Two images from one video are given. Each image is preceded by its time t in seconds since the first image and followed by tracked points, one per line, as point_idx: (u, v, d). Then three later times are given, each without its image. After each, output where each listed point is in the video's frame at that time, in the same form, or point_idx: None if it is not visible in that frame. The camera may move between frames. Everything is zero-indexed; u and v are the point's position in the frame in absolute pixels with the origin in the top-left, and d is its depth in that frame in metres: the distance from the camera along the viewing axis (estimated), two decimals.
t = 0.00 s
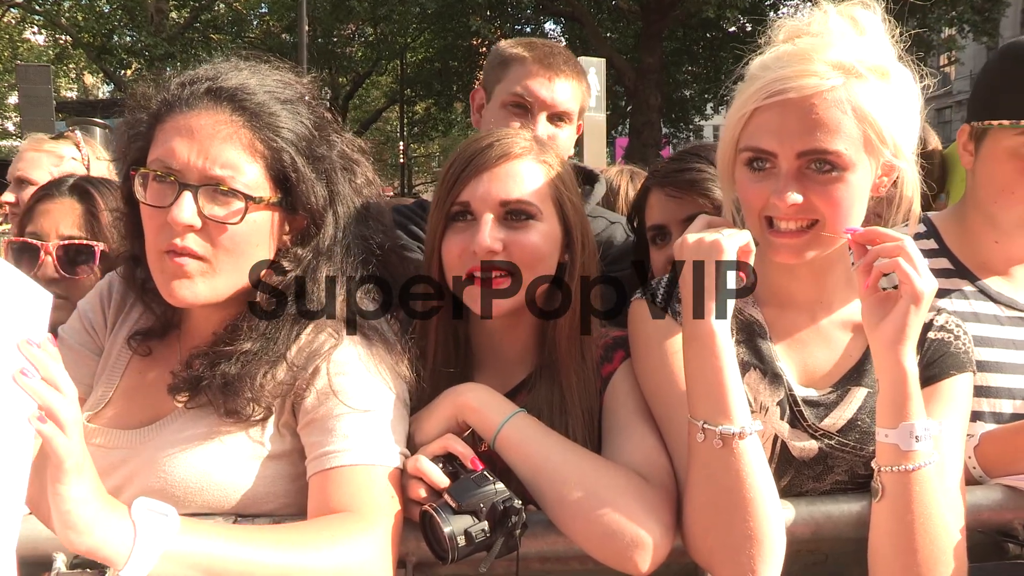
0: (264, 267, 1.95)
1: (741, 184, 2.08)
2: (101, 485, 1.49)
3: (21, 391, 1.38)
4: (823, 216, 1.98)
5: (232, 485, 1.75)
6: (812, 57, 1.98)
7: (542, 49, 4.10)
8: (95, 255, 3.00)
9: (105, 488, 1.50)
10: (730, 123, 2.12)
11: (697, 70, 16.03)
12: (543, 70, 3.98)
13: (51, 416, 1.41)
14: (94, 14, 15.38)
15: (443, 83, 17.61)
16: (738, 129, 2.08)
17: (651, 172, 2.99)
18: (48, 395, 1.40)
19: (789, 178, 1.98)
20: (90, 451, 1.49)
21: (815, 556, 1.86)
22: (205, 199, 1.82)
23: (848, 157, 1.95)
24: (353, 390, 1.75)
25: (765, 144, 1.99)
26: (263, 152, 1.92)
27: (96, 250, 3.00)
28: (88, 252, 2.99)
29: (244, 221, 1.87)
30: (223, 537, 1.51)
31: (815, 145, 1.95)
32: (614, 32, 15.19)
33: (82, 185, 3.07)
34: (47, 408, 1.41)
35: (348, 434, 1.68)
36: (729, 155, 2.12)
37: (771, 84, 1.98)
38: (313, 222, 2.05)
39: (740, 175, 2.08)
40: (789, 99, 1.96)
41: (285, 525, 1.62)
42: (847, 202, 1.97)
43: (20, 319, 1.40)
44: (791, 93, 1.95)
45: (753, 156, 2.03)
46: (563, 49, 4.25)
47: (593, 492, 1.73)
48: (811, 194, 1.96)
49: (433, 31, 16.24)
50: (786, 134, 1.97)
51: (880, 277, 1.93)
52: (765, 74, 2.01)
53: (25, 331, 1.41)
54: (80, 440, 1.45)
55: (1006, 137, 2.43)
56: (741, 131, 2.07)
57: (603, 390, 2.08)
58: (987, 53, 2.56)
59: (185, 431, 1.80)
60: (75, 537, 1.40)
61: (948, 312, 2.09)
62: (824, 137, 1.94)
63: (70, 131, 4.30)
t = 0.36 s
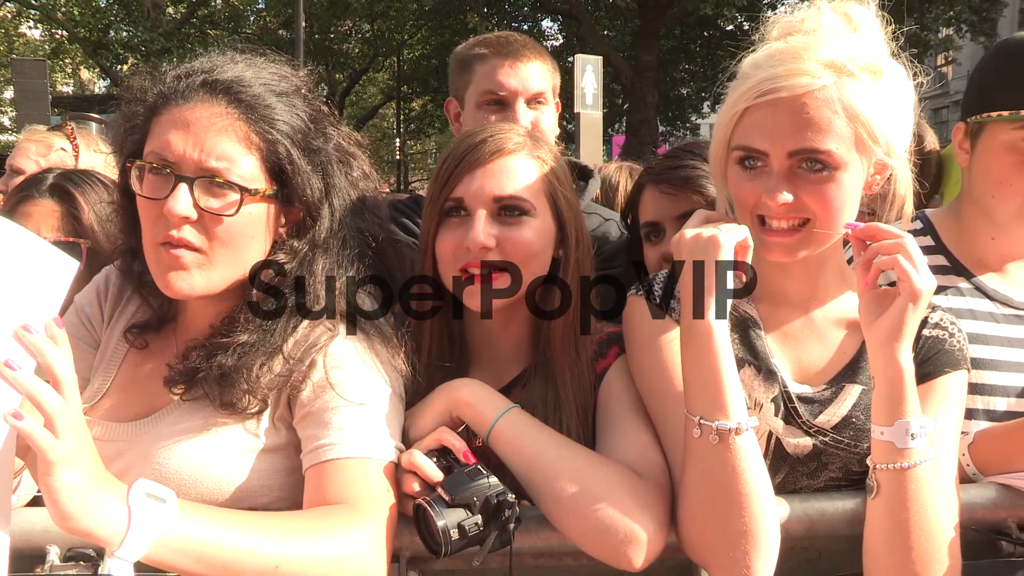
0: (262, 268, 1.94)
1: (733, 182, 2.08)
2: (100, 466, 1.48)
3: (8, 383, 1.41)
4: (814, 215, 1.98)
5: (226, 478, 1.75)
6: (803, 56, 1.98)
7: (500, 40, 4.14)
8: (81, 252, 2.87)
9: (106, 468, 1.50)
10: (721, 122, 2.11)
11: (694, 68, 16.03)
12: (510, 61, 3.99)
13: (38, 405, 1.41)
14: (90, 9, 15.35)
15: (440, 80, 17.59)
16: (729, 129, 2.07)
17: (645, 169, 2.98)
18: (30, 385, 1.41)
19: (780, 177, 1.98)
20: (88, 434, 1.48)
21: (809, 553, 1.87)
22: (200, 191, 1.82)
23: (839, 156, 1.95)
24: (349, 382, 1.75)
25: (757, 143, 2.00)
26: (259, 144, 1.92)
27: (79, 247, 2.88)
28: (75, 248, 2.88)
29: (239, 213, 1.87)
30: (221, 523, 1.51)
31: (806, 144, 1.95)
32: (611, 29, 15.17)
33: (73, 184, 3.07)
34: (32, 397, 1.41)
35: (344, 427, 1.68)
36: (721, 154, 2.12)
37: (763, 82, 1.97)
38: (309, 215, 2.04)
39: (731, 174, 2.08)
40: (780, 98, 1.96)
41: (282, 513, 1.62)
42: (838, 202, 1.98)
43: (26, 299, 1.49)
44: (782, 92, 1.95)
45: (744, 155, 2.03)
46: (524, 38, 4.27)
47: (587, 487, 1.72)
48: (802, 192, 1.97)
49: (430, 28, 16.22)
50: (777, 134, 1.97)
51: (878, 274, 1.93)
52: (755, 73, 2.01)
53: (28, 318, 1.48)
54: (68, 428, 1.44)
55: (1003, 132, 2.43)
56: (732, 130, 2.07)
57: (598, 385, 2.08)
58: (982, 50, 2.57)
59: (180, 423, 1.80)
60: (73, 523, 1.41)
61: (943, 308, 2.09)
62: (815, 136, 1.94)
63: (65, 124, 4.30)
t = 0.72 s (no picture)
0: (263, 269, 1.93)
1: (737, 181, 2.08)
2: (102, 462, 1.47)
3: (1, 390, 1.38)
4: (818, 215, 1.98)
5: (233, 473, 1.75)
6: (808, 56, 1.97)
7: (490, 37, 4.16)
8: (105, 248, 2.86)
9: (109, 464, 1.48)
10: (726, 121, 2.11)
11: (698, 66, 16.01)
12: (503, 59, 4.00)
13: (33, 412, 1.40)
14: (94, 6, 15.35)
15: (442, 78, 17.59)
16: (733, 127, 2.08)
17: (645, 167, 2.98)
18: (20, 390, 1.39)
19: (784, 177, 1.97)
20: (87, 432, 1.46)
21: (813, 551, 1.87)
22: (207, 187, 1.83)
23: (844, 156, 1.95)
24: (356, 379, 1.75)
25: (761, 142, 2.00)
26: (265, 140, 1.92)
27: (106, 243, 2.86)
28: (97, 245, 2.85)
29: (246, 208, 1.87)
30: (226, 521, 1.51)
31: (811, 144, 1.94)
32: (614, 27, 15.14)
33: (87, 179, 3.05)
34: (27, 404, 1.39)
35: (350, 423, 1.68)
36: (725, 153, 2.12)
37: (768, 82, 1.97)
38: (315, 211, 2.05)
39: (736, 173, 2.08)
40: (785, 98, 1.96)
41: (287, 509, 1.62)
42: (842, 202, 1.97)
43: (16, 301, 1.44)
44: (787, 91, 1.95)
45: (748, 154, 2.04)
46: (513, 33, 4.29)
47: (593, 484, 1.73)
48: (806, 191, 1.96)
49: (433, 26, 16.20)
50: (782, 133, 1.97)
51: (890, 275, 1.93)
52: (761, 72, 2.01)
53: (22, 322, 1.44)
54: (63, 431, 1.41)
55: (1009, 130, 2.42)
56: (737, 129, 2.07)
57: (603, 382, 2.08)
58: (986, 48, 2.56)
59: (186, 418, 1.80)
60: (78, 523, 1.40)
61: (948, 307, 2.09)
62: (820, 136, 1.94)
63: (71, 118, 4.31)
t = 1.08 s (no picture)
0: (263, 268, 1.94)
1: (736, 182, 2.09)
2: (104, 462, 1.47)
3: None
4: (816, 217, 1.99)
5: (235, 471, 1.76)
6: (807, 58, 1.97)
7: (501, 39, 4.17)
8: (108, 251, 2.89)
9: (110, 464, 1.48)
10: (725, 123, 2.12)
11: (699, 67, 15.98)
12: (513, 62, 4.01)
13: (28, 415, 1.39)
14: (97, 4, 15.36)
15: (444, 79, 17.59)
16: (733, 129, 2.08)
17: (654, 167, 2.98)
18: (17, 393, 1.39)
19: (782, 179, 1.98)
20: (87, 432, 1.46)
21: (813, 551, 1.87)
22: (209, 185, 1.83)
23: (842, 159, 1.95)
24: (358, 377, 1.76)
25: (759, 144, 2.00)
26: (266, 139, 1.93)
27: (109, 248, 2.89)
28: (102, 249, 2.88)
29: (247, 206, 1.87)
30: (228, 520, 1.52)
31: (809, 146, 1.95)
32: (616, 27, 15.11)
33: (91, 183, 3.05)
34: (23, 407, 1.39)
35: (352, 422, 1.69)
36: (725, 154, 2.12)
37: (766, 84, 1.98)
38: (317, 209, 2.05)
39: (735, 174, 2.09)
40: (784, 100, 1.97)
41: (288, 508, 1.63)
42: (841, 204, 1.98)
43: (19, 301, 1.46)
44: (786, 94, 1.95)
45: (747, 156, 2.04)
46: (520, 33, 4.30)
47: (594, 484, 1.73)
48: (804, 194, 1.97)
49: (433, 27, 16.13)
50: (779, 135, 1.97)
51: (894, 277, 1.94)
52: (760, 74, 2.01)
53: (21, 322, 1.45)
54: (61, 432, 1.41)
55: (1010, 132, 2.42)
56: (736, 130, 2.07)
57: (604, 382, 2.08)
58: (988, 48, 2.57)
59: (187, 416, 1.81)
60: (80, 524, 1.41)
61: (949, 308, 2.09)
62: (818, 139, 1.94)
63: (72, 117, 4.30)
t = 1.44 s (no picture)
0: (265, 268, 1.94)
1: (736, 182, 2.09)
2: (105, 463, 1.47)
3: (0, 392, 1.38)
4: (816, 216, 1.99)
5: (236, 471, 1.76)
6: (806, 57, 1.97)
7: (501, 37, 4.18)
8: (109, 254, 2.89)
9: (111, 465, 1.48)
10: (725, 123, 2.12)
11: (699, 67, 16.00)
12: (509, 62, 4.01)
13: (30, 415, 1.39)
14: (96, 5, 15.36)
15: (444, 79, 17.59)
16: (733, 129, 2.08)
17: (658, 167, 2.99)
18: (18, 392, 1.40)
19: (783, 179, 1.98)
20: (89, 433, 1.46)
21: (814, 551, 1.87)
22: (209, 186, 1.83)
23: (842, 158, 1.95)
24: (359, 377, 1.76)
25: (759, 144, 2.00)
26: (267, 139, 1.93)
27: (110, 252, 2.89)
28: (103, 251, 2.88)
29: (248, 207, 1.87)
30: (230, 521, 1.52)
31: (809, 146, 1.95)
32: (615, 27, 15.10)
33: (88, 187, 3.03)
34: (25, 407, 1.39)
35: (353, 422, 1.69)
36: (725, 155, 2.12)
37: (766, 83, 1.98)
38: (318, 209, 2.05)
39: (735, 175, 2.09)
40: (784, 99, 1.97)
41: (289, 509, 1.63)
42: (841, 203, 1.98)
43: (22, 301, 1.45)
44: (786, 93, 1.95)
45: (747, 156, 2.04)
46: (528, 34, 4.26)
47: (596, 483, 1.74)
48: (804, 194, 1.97)
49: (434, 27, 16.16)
50: (779, 135, 1.97)
51: (898, 276, 1.93)
52: (760, 74, 2.01)
53: (25, 322, 1.45)
54: (63, 431, 1.41)
55: (1009, 130, 2.42)
56: (736, 130, 2.07)
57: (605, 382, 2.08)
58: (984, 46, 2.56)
59: (189, 417, 1.81)
60: (82, 524, 1.41)
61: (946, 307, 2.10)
62: (819, 138, 1.94)
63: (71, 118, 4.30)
